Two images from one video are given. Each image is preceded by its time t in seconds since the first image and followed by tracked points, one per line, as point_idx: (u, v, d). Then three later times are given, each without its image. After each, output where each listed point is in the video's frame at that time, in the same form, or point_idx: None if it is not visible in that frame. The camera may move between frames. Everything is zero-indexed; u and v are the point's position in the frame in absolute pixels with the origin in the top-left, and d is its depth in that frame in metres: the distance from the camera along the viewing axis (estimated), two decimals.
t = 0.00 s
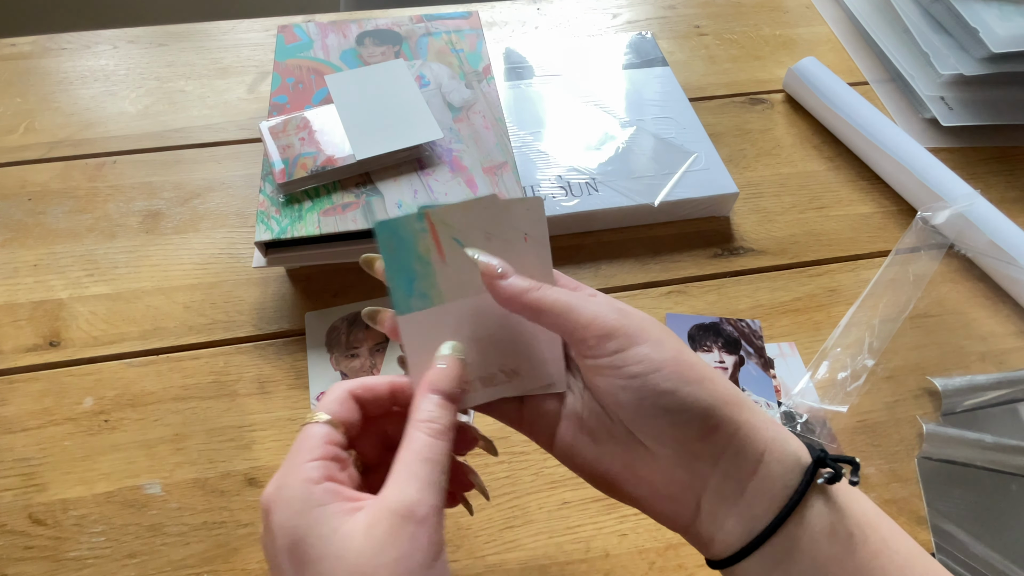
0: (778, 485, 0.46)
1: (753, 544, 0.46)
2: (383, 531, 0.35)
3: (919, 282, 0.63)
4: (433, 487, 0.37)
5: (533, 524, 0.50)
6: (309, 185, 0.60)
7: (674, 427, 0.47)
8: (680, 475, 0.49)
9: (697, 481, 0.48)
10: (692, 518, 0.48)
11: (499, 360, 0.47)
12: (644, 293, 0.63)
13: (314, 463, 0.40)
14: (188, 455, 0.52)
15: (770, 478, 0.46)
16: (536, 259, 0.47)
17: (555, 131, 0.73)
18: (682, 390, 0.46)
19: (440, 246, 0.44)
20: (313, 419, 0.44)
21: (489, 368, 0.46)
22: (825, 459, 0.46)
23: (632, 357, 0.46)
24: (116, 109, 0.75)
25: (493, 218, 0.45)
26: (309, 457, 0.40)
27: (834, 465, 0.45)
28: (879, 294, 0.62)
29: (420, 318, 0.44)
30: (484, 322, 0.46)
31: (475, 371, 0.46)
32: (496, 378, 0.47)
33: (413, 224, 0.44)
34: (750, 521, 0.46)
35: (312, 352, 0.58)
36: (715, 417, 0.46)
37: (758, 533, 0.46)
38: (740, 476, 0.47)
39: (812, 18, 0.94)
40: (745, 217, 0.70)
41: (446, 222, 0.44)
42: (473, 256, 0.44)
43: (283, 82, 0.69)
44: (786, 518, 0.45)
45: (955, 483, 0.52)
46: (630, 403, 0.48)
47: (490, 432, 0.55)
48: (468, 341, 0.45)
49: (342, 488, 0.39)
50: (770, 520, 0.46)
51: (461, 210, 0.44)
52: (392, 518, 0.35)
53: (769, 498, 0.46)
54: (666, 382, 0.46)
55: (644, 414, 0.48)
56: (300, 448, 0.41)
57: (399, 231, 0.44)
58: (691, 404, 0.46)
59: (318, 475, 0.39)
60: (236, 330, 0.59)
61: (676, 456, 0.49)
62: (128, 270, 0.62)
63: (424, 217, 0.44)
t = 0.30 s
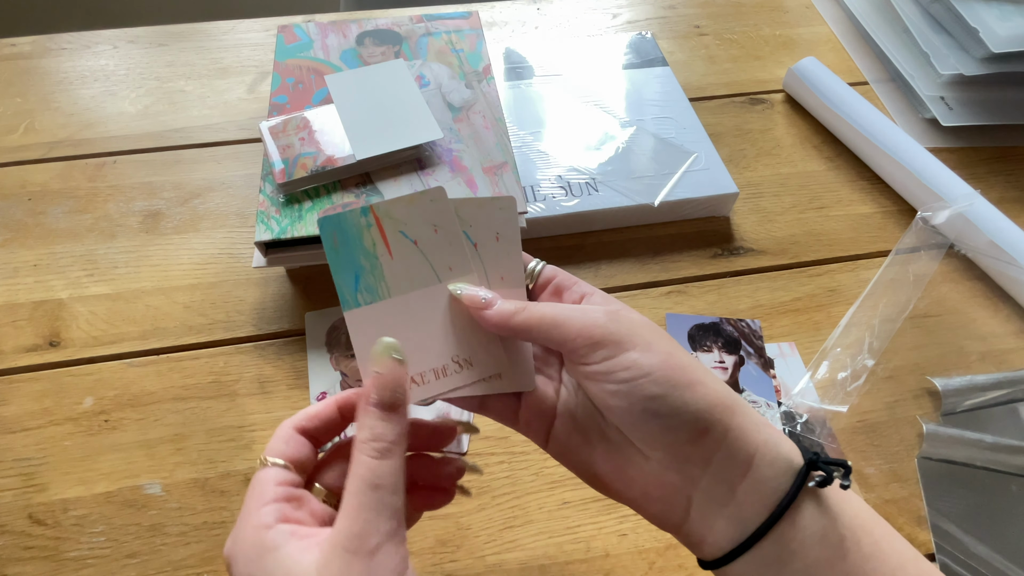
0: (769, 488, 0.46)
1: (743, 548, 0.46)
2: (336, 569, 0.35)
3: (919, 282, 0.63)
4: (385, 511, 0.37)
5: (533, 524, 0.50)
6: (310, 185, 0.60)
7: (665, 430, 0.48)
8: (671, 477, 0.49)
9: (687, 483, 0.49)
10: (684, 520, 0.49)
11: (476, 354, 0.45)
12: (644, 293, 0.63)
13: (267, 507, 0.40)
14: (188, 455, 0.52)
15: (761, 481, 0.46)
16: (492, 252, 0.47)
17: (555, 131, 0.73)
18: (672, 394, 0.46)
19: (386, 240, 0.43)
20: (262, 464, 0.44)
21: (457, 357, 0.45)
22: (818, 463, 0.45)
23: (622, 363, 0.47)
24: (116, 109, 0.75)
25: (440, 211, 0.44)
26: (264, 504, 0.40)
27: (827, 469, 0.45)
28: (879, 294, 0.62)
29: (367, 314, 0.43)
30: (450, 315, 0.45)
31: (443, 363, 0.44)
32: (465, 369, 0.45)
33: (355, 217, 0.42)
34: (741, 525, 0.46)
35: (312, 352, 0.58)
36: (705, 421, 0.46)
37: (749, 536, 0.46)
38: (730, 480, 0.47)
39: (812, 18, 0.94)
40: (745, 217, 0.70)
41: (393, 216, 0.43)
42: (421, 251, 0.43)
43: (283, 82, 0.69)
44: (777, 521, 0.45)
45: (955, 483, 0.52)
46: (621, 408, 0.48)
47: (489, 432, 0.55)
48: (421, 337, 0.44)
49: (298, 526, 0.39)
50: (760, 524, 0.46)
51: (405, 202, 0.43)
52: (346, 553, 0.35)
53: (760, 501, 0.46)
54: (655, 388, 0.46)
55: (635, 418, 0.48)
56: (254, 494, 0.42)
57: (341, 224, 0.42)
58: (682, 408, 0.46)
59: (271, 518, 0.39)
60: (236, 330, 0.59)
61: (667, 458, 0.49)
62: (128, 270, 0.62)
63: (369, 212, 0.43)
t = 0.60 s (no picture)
0: (764, 493, 0.46)
1: (739, 553, 0.46)
2: None
3: (919, 282, 0.63)
4: (371, 519, 0.37)
5: (533, 524, 0.50)
6: (309, 185, 0.60)
7: (659, 436, 0.48)
8: (665, 483, 0.49)
9: (681, 489, 0.49)
10: (678, 526, 0.49)
11: (466, 357, 0.45)
12: (644, 293, 0.63)
13: (257, 535, 0.41)
14: (188, 455, 0.52)
15: (755, 487, 0.46)
16: (490, 254, 0.46)
17: (555, 131, 0.73)
18: (667, 399, 0.46)
19: (384, 235, 0.43)
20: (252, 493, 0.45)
21: (448, 359, 0.45)
22: (812, 469, 0.46)
23: (617, 368, 0.47)
24: (116, 109, 0.75)
25: (440, 209, 0.44)
26: (257, 531, 0.42)
27: (821, 475, 0.45)
28: (879, 294, 0.62)
29: (359, 312, 0.43)
30: (443, 315, 0.45)
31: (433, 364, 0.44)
32: (454, 371, 0.45)
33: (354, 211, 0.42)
34: (736, 530, 0.47)
35: (312, 352, 0.58)
36: (699, 426, 0.47)
37: (744, 541, 0.46)
38: (725, 484, 0.47)
39: (812, 18, 0.94)
40: (745, 217, 0.70)
41: (393, 211, 0.43)
42: (418, 249, 0.43)
43: (283, 82, 0.69)
44: (772, 527, 0.45)
45: (955, 482, 0.52)
46: (616, 414, 0.48)
47: (489, 432, 0.55)
48: (413, 337, 0.44)
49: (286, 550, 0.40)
50: (756, 529, 0.46)
51: (405, 199, 0.43)
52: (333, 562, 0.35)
53: (754, 507, 0.46)
54: (649, 393, 0.46)
55: (630, 423, 0.48)
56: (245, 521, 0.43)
57: (339, 217, 0.43)
58: (676, 414, 0.46)
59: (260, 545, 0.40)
60: (236, 330, 0.59)
61: (661, 464, 0.49)
62: (128, 270, 0.62)
63: (369, 207, 0.43)
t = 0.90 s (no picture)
0: (765, 495, 0.46)
1: (739, 554, 0.46)
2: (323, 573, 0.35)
3: (919, 282, 0.63)
4: (371, 513, 0.37)
5: (533, 524, 0.50)
6: (310, 185, 0.60)
7: (660, 437, 0.48)
8: (666, 484, 0.49)
9: (682, 490, 0.49)
10: (679, 527, 0.49)
11: (467, 358, 0.46)
12: (644, 293, 0.63)
13: (260, 530, 0.41)
14: (188, 455, 0.52)
15: (757, 488, 0.46)
16: (490, 254, 0.46)
17: (555, 131, 0.73)
18: (668, 401, 0.46)
19: (383, 235, 0.43)
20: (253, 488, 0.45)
21: (449, 360, 0.45)
22: (813, 471, 0.46)
23: (617, 369, 0.47)
24: (116, 109, 0.75)
25: (440, 210, 0.44)
26: (259, 525, 0.42)
27: (822, 475, 0.45)
28: (879, 294, 0.62)
29: (360, 311, 0.43)
30: (441, 315, 0.45)
31: (433, 364, 0.45)
32: (454, 372, 0.45)
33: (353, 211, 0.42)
34: (737, 531, 0.47)
35: (312, 352, 0.58)
36: (700, 428, 0.47)
37: (745, 542, 0.46)
38: (726, 486, 0.47)
39: (812, 19, 0.94)
40: (745, 217, 0.70)
41: (393, 211, 0.43)
42: (418, 249, 0.43)
43: (283, 82, 0.69)
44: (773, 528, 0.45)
45: (955, 483, 0.52)
46: (616, 415, 0.48)
47: (490, 432, 0.55)
48: (412, 338, 0.44)
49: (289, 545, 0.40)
50: (757, 530, 0.46)
51: (405, 199, 0.43)
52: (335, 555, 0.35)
53: (755, 508, 0.46)
54: (650, 395, 0.46)
55: (631, 424, 0.48)
56: (247, 517, 0.43)
57: (338, 216, 0.42)
58: (677, 416, 0.46)
59: (262, 540, 0.40)
60: (236, 330, 0.59)
61: (662, 465, 0.49)
62: (128, 270, 0.62)
63: (368, 207, 0.43)
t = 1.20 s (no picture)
0: (765, 499, 0.46)
1: (737, 560, 0.46)
2: (320, 569, 0.35)
3: (919, 282, 0.63)
4: (369, 511, 0.37)
5: (533, 524, 0.50)
6: (309, 185, 0.60)
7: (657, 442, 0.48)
8: (664, 488, 0.49)
9: (680, 494, 0.49)
10: (677, 530, 0.49)
11: (466, 361, 0.46)
12: (644, 293, 0.63)
13: (253, 529, 0.41)
14: (188, 455, 0.52)
15: (756, 492, 0.46)
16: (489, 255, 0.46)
17: (555, 131, 0.73)
18: (666, 405, 0.46)
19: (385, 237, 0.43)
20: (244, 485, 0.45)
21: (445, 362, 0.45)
22: (810, 474, 0.45)
23: (615, 373, 0.46)
24: (116, 109, 0.75)
25: (440, 212, 0.44)
26: (253, 523, 0.41)
27: (820, 480, 0.45)
28: (879, 294, 0.62)
29: (355, 313, 0.43)
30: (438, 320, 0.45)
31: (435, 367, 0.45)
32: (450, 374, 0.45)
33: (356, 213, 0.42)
34: (734, 535, 0.47)
35: (312, 352, 0.58)
36: (699, 432, 0.46)
37: (743, 547, 0.46)
38: (724, 490, 0.47)
39: (812, 19, 0.94)
40: (745, 217, 0.70)
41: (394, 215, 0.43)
42: (418, 250, 0.43)
43: (283, 82, 0.69)
44: (773, 532, 0.45)
45: (955, 483, 0.52)
46: (614, 418, 0.48)
47: (490, 433, 0.55)
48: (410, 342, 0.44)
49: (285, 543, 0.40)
50: (755, 535, 0.46)
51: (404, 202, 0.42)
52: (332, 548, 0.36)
53: (754, 511, 0.46)
54: (649, 397, 0.46)
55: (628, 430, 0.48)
56: (239, 515, 0.42)
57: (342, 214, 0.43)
58: (675, 420, 0.46)
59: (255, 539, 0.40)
60: (236, 330, 0.59)
61: (660, 469, 0.49)
62: (128, 270, 0.62)
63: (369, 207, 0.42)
